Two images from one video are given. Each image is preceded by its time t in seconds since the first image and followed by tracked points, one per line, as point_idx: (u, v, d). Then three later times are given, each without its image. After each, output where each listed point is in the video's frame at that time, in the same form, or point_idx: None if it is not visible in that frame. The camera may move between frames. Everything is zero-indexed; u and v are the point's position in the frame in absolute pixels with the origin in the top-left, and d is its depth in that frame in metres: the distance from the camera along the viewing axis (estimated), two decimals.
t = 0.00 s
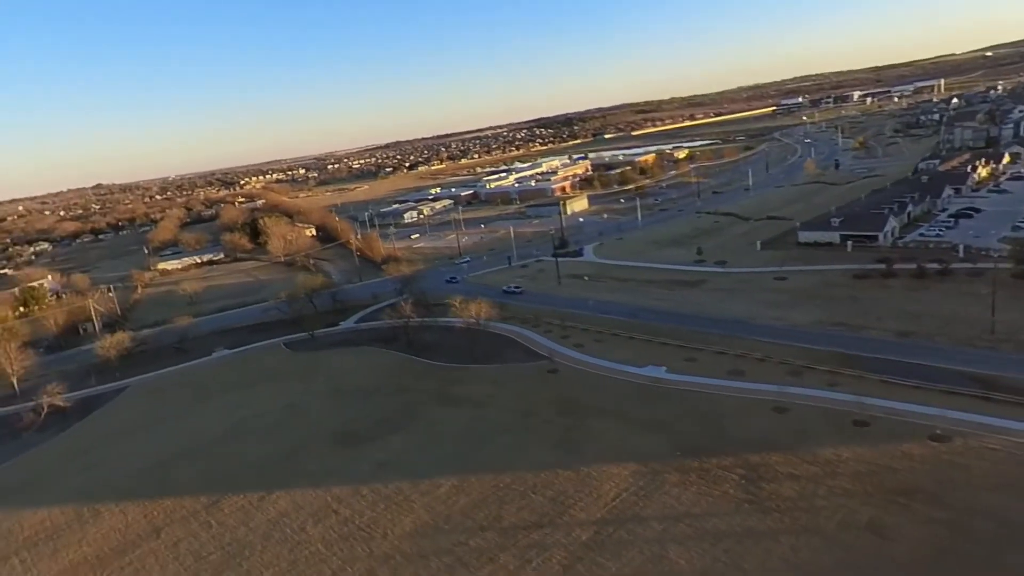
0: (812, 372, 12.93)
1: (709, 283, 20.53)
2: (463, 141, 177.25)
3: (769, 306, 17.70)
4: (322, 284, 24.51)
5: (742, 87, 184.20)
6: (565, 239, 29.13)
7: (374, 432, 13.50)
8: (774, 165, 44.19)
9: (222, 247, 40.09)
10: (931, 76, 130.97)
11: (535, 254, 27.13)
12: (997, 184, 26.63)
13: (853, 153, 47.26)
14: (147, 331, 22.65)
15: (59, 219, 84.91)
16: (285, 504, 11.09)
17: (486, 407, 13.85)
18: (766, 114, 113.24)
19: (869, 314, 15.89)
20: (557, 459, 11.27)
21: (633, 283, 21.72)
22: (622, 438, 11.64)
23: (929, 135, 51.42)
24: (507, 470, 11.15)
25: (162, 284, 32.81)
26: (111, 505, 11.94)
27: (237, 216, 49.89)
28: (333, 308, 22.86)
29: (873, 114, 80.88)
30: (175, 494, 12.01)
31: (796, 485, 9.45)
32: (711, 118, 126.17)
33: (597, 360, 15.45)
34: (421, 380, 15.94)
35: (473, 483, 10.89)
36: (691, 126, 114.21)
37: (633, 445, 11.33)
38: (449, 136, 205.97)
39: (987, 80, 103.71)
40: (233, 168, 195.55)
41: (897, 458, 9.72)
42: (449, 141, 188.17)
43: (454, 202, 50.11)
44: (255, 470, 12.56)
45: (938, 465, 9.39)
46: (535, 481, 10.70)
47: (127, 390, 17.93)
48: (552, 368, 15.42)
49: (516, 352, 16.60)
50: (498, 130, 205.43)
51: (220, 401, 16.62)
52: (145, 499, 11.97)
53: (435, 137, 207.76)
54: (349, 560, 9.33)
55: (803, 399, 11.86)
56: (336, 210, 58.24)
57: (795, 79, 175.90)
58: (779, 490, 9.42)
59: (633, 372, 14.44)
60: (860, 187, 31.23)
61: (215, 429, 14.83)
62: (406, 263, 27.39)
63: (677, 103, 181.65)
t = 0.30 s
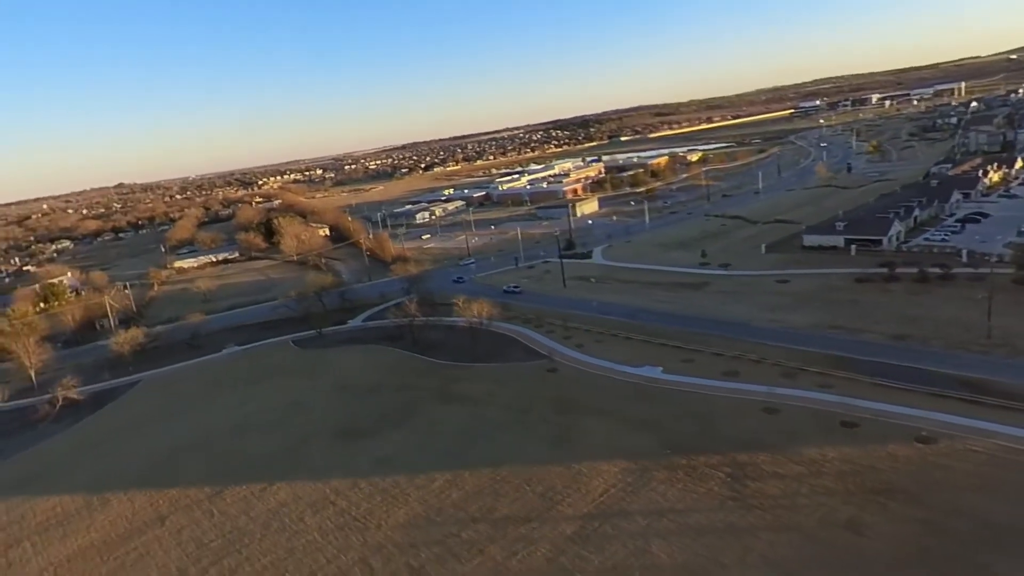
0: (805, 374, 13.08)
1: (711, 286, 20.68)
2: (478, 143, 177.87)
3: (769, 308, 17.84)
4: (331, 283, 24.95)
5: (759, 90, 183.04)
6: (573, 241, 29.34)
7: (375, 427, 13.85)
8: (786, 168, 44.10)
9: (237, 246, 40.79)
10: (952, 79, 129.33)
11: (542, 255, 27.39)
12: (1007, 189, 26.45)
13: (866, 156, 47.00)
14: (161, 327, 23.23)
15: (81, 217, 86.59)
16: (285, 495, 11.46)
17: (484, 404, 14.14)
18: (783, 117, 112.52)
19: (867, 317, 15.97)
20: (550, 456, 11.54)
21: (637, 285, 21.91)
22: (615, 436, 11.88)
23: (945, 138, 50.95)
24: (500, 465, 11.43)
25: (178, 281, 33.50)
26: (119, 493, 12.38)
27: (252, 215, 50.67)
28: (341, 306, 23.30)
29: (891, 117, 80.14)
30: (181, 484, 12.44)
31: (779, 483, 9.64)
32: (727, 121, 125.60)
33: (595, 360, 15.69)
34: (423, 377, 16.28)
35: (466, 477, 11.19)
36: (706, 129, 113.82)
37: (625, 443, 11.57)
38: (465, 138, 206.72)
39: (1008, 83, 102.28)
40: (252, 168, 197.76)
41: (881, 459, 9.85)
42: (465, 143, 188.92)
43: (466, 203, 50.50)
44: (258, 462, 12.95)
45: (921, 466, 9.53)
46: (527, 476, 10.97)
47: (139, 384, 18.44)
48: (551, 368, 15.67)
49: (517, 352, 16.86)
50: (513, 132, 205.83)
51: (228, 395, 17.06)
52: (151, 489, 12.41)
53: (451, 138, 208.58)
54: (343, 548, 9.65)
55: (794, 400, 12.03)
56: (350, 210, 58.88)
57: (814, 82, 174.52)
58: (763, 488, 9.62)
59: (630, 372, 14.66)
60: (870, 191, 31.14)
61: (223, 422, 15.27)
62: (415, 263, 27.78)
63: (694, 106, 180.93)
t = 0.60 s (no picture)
0: (799, 376, 13.22)
1: (713, 289, 20.80)
2: (493, 145, 178.43)
3: (769, 311, 17.95)
4: (339, 284, 25.37)
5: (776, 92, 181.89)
6: (580, 244, 29.55)
7: (375, 425, 14.18)
8: (798, 171, 43.97)
9: (252, 247, 41.48)
10: (972, 80, 127.68)
11: (548, 257, 27.65)
12: (1017, 192, 26.26)
13: (880, 158, 46.70)
14: (173, 327, 23.78)
15: (103, 219, 88.31)
16: (285, 489, 11.81)
17: (482, 403, 14.41)
18: (799, 120, 111.78)
19: (866, 320, 16.04)
20: (542, 453, 11.78)
21: (640, 287, 22.10)
22: (607, 435, 12.09)
23: (960, 141, 50.45)
24: (493, 463, 11.70)
25: (192, 282, 34.19)
26: (127, 486, 12.82)
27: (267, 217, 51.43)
28: (349, 306, 23.71)
29: (908, 119, 79.38)
30: (186, 478, 12.86)
31: (764, 482, 9.81)
32: (742, 123, 124.97)
33: (594, 361, 15.91)
34: (425, 377, 16.60)
35: (460, 474, 11.46)
36: (721, 131, 113.35)
37: (617, 442, 11.78)
38: (480, 141, 207.40)
39: None
40: (270, 170, 199.96)
41: (866, 459, 10.01)
42: (480, 145, 189.57)
43: (477, 206, 50.89)
44: (261, 458, 13.34)
45: (904, 467, 9.66)
46: (519, 473, 11.22)
47: (150, 382, 18.94)
48: (549, 368, 15.92)
49: (517, 352, 17.13)
50: (529, 134, 206.18)
51: (235, 393, 17.48)
52: (157, 482, 12.84)
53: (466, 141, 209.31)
54: (337, 540, 9.97)
55: (785, 401, 12.18)
56: (363, 212, 59.52)
57: (831, 84, 173.09)
58: (747, 486, 9.80)
59: (627, 373, 14.87)
60: (880, 194, 31.03)
61: (229, 419, 15.70)
62: (423, 265, 28.16)
63: (710, 108, 180.11)
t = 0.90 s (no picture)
0: (790, 377, 13.35)
1: (715, 291, 20.91)
2: (507, 147, 178.89)
3: (767, 313, 18.05)
4: (346, 283, 25.75)
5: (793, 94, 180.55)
6: (585, 246, 29.73)
7: (374, 421, 14.49)
8: (808, 174, 43.82)
9: (264, 247, 42.11)
10: (991, 83, 126.06)
11: (553, 259, 27.89)
12: None
13: (892, 162, 46.38)
14: (184, 324, 24.30)
15: (122, 218, 89.81)
16: (282, 482, 12.13)
17: (478, 401, 14.68)
18: (814, 122, 111.03)
19: (862, 323, 16.11)
20: (533, 450, 12.02)
21: (642, 289, 22.27)
22: (597, 433, 12.30)
23: (975, 144, 49.98)
24: (485, 459, 11.95)
25: (205, 280, 34.82)
26: (132, 477, 13.22)
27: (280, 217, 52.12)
28: (355, 305, 24.08)
29: (924, 122, 78.65)
30: (188, 469, 13.24)
31: (746, 481, 9.98)
32: (757, 126, 124.29)
33: (590, 361, 16.11)
34: (424, 375, 16.90)
35: (452, 468, 11.75)
36: (735, 134, 112.89)
37: (606, 439, 11.99)
38: (494, 142, 207.99)
39: None
40: (286, 171, 201.97)
41: (848, 459, 10.14)
42: (494, 147, 190.13)
43: (488, 207, 51.24)
44: (262, 451, 13.70)
45: (886, 466, 9.78)
46: (509, 469, 11.46)
47: (159, 377, 19.39)
48: (546, 367, 16.14)
49: (516, 352, 17.38)
50: (543, 136, 206.44)
51: (240, 390, 17.87)
52: (161, 473, 13.23)
53: (480, 142, 209.92)
54: (329, 531, 10.26)
55: (775, 402, 12.33)
56: (375, 213, 60.16)
57: (849, 86, 171.76)
58: (730, 485, 9.97)
59: (621, 374, 15.05)
60: (888, 197, 30.89)
61: (233, 414, 16.10)
62: (429, 266, 28.51)
63: (726, 111, 179.19)
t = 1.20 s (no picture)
0: (782, 377, 13.51)
1: (716, 291, 21.01)
2: (522, 147, 179.00)
3: (767, 313, 18.15)
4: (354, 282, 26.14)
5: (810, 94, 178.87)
6: (592, 246, 29.91)
7: (374, 416, 14.84)
8: (819, 174, 43.62)
9: (277, 246, 42.73)
10: (1013, 82, 124.15)
11: (559, 258, 28.13)
12: None
13: (905, 162, 46.01)
14: (196, 320, 24.85)
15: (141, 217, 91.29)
16: (282, 474, 12.52)
17: (476, 398, 14.98)
18: (831, 122, 110.07)
19: (859, 323, 16.20)
20: (526, 445, 12.29)
21: (645, 289, 22.43)
22: (589, 429, 12.54)
23: (991, 143, 49.41)
24: (479, 453, 12.24)
25: (219, 278, 35.45)
26: (140, 468, 13.68)
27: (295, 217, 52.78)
28: (362, 304, 24.49)
29: (942, 121, 77.74)
30: (194, 461, 13.68)
31: (730, 477, 10.19)
32: (773, 125, 123.37)
33: (588, 360, 16.35)
34: (425, 372, 17.25)
35: (446, 462, 12.05)
36: (750, 134, 112.20)
37: (597, 436, 12.24)
38: (509, 142, 208.14)
39: None
40: (303, 170, 203.68)
41: (832, 457, 10.31)
42: (508, 147, 190.29)
43: (498, 207, 51.54)
44: (265, 444, 14.10)
45: (868, 464, 9.95)
46: (501, 463, 11.74)
47: (169, 372, 19.91)
48: (545, 365, 16.40)
49: (516, 350, 17.64)
50: (558, 136, 206.29)
51: (247, 385, 18.33)
52: (168, 465, 13.69)
53: (495, 142, 210.01)
54: (325, 520, 10.61)
55: (765, 401, 12.49)
56: (388, 213, 60.68)
57: (868, 85, 169.86)
58: (714, 480, 10.19)
59: (618, 372, 15.27)
60: (896, 198, 30.74)
61: (240, 408, 16.56)
62: (437, 265, 28.85)
63: (742, 110, 177.90)
